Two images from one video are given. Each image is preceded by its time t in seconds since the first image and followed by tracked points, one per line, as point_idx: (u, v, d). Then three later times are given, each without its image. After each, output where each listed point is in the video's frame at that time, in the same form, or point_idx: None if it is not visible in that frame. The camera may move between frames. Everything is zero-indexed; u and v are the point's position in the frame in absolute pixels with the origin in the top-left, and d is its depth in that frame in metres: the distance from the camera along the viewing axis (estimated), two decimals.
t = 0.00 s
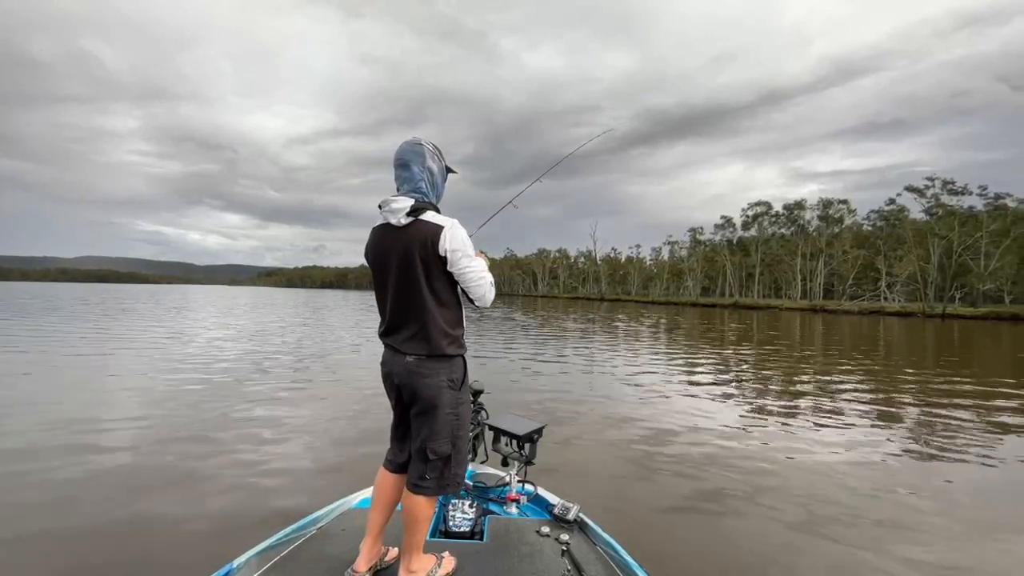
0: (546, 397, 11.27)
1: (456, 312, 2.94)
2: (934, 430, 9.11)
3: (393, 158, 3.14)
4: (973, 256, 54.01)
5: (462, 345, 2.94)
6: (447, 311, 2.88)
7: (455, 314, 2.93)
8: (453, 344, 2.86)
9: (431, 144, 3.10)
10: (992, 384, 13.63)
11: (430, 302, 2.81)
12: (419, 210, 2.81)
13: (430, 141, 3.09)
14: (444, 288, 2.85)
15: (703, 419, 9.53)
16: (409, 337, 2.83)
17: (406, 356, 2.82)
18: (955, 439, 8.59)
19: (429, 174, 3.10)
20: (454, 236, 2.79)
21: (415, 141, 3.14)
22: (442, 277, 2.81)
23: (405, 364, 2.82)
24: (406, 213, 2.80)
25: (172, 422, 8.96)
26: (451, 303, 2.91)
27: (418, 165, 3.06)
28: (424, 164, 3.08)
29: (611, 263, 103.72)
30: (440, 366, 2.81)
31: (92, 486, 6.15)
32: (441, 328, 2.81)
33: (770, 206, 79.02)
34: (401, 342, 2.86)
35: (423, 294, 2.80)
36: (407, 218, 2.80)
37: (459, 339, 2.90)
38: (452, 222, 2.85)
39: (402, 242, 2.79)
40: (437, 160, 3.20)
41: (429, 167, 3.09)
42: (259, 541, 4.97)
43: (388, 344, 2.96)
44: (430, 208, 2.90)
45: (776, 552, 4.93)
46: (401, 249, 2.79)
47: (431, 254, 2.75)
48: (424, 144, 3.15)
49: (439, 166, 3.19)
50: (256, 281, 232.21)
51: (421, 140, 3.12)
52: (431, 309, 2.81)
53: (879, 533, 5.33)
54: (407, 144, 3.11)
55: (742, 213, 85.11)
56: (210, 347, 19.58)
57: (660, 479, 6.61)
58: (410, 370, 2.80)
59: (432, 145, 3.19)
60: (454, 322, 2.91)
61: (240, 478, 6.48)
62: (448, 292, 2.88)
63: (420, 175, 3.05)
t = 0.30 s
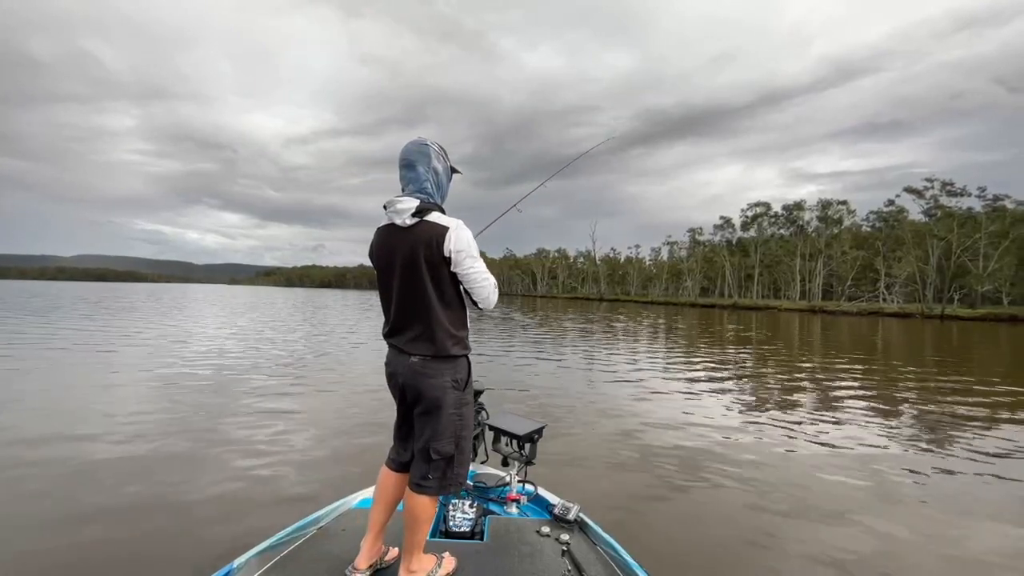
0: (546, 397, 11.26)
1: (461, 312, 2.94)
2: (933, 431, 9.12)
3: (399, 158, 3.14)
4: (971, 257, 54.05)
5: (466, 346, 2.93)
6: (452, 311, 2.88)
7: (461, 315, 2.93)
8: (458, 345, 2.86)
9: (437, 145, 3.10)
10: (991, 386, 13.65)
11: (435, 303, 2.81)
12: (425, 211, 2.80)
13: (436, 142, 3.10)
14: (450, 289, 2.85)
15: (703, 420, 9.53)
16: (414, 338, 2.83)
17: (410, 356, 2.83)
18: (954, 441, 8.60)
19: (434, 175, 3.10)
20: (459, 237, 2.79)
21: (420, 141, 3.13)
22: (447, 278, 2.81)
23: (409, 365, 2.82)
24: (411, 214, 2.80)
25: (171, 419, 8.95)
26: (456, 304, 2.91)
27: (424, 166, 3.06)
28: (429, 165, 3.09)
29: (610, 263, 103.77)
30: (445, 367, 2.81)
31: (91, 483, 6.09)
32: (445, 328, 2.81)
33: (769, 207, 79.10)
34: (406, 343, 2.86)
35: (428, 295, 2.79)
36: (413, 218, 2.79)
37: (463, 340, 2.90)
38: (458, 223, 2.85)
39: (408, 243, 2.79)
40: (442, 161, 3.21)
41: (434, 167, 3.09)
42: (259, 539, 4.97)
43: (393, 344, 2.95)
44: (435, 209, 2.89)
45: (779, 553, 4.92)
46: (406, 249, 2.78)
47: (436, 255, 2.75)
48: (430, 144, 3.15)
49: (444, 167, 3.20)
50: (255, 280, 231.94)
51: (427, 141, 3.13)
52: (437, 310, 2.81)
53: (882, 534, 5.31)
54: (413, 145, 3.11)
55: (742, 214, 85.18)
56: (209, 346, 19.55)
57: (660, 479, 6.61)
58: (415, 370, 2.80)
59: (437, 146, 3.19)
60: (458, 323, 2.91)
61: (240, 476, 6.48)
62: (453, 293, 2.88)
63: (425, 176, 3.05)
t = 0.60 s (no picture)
0: (546, 396, 11.26)
1: (462, 312, 2.94)
2: (932, 432, 9.13)
3: (401, 158, 3.14)
4: (969, 258, 54.19)
5: (467, 347, 2.94)
6: (453, 311, 2.88)
7: (461, 315, 2.93)
8: (459, 346, 2.86)
9: (439, 144, 3.10)
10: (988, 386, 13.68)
11: (436, 304, 2.81)
12: (426, 211, 2.80)
13: (438, 142, 3.10)
14: (451, 290, 2.85)
15: (702, 420, 9.54)
16: (415, 338, 2.83)
17: (411, 356, 2.83)
18: (952, 441, 8.61)
19: (436, 175, 3.10)
20: (460, 238, 2.79)
21: (423, 140, 3.13)
22: (448, 278, 2.81)
23: (410, 365, 2.83)
24: (413, 214, 2.80)
25: (170, 420, 8.93)
26: (456, 304, 2.91)
27: (425, 166, 3.06)
28: (431, 165, 3.09)
29: (609, 263, 103.83)
30: (445, 367, 2.81)
31: (89, 485, 6.06)
32: (446, 329, 2.81)
33: (768, 207, 79.18)
34: (407, 343, 2.86)
35: (429, 295, 2.80)
36: (414, 219, 2.79)
37: (464, 340, 2.90)
38: (459, 223, 2.85)
39: (410, 244, 2.79)
40: (444, 160, 3.21)
41: (436, 167, 3.09)
42: (261, 538, 4.97)
43: (394, 344, 2.95)
44: (436, 209, 2.89)
45: (780, 554, 4.91)
46: (408, 250, 2.78)
47: (437, 257, 2.76)
48: (432, 144, 3.15)
49: (446, 166, 3.20)
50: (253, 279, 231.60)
51: (429, 140, 3.13)
52: (437, 311, 2.81)
53: (882, 536, 5.32)
54: (415, 144, 3.11)
55: (740, 214, 85.25)
56: (207, 346, 19.50)
57: (659, 480, 6.60)
58: (416, 371, 2.81)
59: (440, 145, 3.19)
60: (459, 323, 2.92)
61: (239, 476, 6.47)
62: (454, 293, 2.88)
63: (427, 176, 3.05)
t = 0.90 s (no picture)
0: (545, 396, 11.27)
1: (460, 311, 2.94)
2: (930, 431, 9.15)
3: (399, 158, 3.14)
4: (967, 257, 54.34)
5: (466, 346, 2.93)
6: (451, 312, 2.88)
7: (460, 314, 2.93)
8: (457, 345, 2.86)
9: (438, 144, 3.10)
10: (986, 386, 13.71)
11: (434, 304, 2.80)
12: (424, 211, 2.80)
13: (437, 142, 3.10)
14: (449, 290, 2.84)
15: (701, 419, 9.54)
16: (413, 338, 2.83)
17: (410, 357, 2.83)
18: (950, 440, 8.62)
19: (434, 175, 3.10)
20: (458, 238, 2.78)
21: (421, 141, 3.13)
22: (447, 278, 2.81)
23: (409, 365, 2.83)
24: (411, 215, 2.80)
25: (170, 421, 8.92)
26: (455, 304, 2.90)
27: (424, 166, 3.06)
28: (429, 165, 3.09)
29: (608, 263, 103.88)
30: (444, 367, 2.81)
31: (87, 486, 6.05)
32: (445, 329, 2.81)
33: (766, 207, 79.29)
34: (406, 343, 2.86)
35: (427, 295, 2.79)
36: (412, 220, 2.79)
37: (463, 340, 2.89)
38: (457, 223, 2.84)
39: (408, 244, 2.78)
40: (443, 160, 3.21)
41: (435, 167, 3.09)
42: (262, 539, 4.97)
43: (393, 345, 2.95)
44: (435, 209, 2.89)
45: (779, 553, 4.91)
46: (406, 250, 2.78)
47: (435, 256, 2.75)
48: (431, 144, 3.15)
49: (445, 166, 3.20)
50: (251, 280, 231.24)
51: (427, 140, 3.12)
52: (436, 310, 2.81)
53: (881, 535, 5.33)
54: (414, 144, 3.11)
55: (738, 214, 85.37)
56: (206, 347, 19.47)
57: (660, 479, 6.60)
58: (415, 371, 2.81)
59: (438, 145, 3.19)
60: (458, 323, 2.91)
61: (239, 477, 6.47)
62: (453, 293, 2.87)
63: (425, 176, 3.05)
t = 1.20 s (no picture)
0: (544, 396, 11.27)
1: (457, 311, 2.93)
2: (928, 430, 9.16)
3: (397, 157, 3.14)
4: (965, 256, 54.43)
5: (463, 346, 2.93)
6: (448, 311, 2.88)
7: (456, 314, 2.92)
8: (454, 344, 2.85)
9: (435, 145, 3.09)
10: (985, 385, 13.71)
11: (431, 303, 2.80)
12: (421, 211, 2.80)
13: (434, 142, 3.09)
14: (446, 289, 2.84)
15: (700, 419, 9.55)
16: (410, 338, 2.83)
17: (407, 356, 2.82)
18: (949, 439, 8.63)
19: (431, 175, 3.09)
20: (455, 237, 2.78)
21: (418, 140, 3.13)
22: (443, 277, 2.81)
23: (406, 365, 2.82)
24: (408, 214, 2.80)
25: (169, 421, 8.90)
26: (451, 303, 2.89)
27: (421, 166, 3.06)
28: (426, 165, 3.08)
29: (607, 263, 103.97)
30: (441, 366, 2.80)
31: (85, 486, 6.05)
32: (441, 328, 2.80)
33: (765, 207, 79.38)
34: (403, 342, 2.86)
35: (424, 295, 2.79)
36: (409, 219, 2.79)
37: (460, 339, 2.89)
38: (454, 222, 2.84)
39: (405, 243, 2.78)
40: (440, 161, 3.20)
41: (432, 167, 3.09)
42: (261, 538, 4.96)
43: (389, 345, 2.95)
44: (432, 209, 2.89)
45: (778, 551, 4.92)
46: (403, 249, 2.78)
47: (433, 255, 2.75)
48: (428, 144, 3.15)
49: (442, 167, 3.20)
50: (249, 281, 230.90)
51: (424, 140, 3.12)
52: (432, 309, 2.81)
53: (880, 533, 5.33)
54: (411, 144, 3.11)
55: (736, 214, 85.49)
56: (205, 347, 19.43)
57: (659, 478, 6.60)
58: (411, 370, 2.80)
59: (435, 145, 3.19)
60: (455, 322, 2.91)
61: (238, 477, 6.46)
62: (450, 292, 2.87)
63: (422, 176, 3.04)
